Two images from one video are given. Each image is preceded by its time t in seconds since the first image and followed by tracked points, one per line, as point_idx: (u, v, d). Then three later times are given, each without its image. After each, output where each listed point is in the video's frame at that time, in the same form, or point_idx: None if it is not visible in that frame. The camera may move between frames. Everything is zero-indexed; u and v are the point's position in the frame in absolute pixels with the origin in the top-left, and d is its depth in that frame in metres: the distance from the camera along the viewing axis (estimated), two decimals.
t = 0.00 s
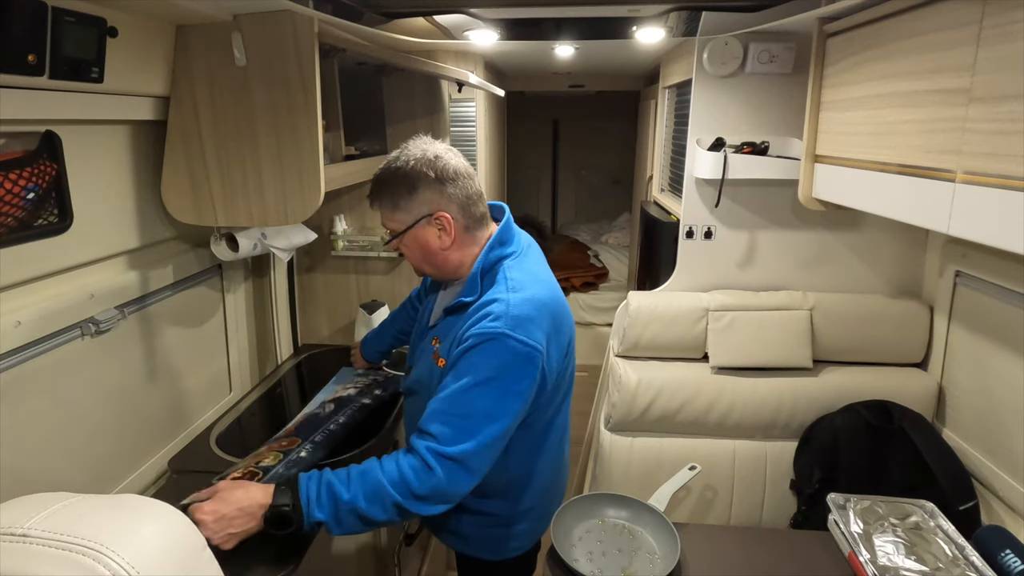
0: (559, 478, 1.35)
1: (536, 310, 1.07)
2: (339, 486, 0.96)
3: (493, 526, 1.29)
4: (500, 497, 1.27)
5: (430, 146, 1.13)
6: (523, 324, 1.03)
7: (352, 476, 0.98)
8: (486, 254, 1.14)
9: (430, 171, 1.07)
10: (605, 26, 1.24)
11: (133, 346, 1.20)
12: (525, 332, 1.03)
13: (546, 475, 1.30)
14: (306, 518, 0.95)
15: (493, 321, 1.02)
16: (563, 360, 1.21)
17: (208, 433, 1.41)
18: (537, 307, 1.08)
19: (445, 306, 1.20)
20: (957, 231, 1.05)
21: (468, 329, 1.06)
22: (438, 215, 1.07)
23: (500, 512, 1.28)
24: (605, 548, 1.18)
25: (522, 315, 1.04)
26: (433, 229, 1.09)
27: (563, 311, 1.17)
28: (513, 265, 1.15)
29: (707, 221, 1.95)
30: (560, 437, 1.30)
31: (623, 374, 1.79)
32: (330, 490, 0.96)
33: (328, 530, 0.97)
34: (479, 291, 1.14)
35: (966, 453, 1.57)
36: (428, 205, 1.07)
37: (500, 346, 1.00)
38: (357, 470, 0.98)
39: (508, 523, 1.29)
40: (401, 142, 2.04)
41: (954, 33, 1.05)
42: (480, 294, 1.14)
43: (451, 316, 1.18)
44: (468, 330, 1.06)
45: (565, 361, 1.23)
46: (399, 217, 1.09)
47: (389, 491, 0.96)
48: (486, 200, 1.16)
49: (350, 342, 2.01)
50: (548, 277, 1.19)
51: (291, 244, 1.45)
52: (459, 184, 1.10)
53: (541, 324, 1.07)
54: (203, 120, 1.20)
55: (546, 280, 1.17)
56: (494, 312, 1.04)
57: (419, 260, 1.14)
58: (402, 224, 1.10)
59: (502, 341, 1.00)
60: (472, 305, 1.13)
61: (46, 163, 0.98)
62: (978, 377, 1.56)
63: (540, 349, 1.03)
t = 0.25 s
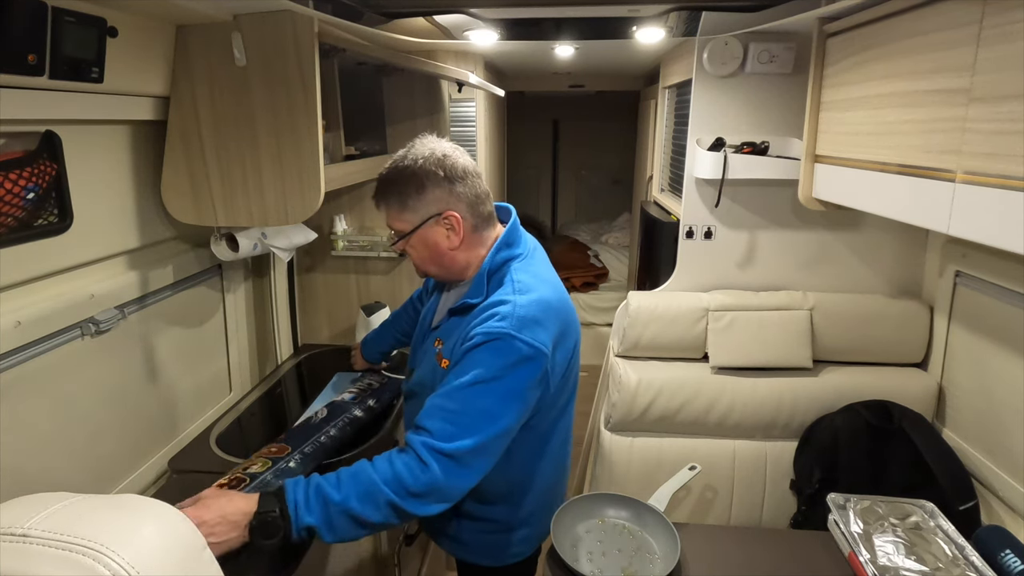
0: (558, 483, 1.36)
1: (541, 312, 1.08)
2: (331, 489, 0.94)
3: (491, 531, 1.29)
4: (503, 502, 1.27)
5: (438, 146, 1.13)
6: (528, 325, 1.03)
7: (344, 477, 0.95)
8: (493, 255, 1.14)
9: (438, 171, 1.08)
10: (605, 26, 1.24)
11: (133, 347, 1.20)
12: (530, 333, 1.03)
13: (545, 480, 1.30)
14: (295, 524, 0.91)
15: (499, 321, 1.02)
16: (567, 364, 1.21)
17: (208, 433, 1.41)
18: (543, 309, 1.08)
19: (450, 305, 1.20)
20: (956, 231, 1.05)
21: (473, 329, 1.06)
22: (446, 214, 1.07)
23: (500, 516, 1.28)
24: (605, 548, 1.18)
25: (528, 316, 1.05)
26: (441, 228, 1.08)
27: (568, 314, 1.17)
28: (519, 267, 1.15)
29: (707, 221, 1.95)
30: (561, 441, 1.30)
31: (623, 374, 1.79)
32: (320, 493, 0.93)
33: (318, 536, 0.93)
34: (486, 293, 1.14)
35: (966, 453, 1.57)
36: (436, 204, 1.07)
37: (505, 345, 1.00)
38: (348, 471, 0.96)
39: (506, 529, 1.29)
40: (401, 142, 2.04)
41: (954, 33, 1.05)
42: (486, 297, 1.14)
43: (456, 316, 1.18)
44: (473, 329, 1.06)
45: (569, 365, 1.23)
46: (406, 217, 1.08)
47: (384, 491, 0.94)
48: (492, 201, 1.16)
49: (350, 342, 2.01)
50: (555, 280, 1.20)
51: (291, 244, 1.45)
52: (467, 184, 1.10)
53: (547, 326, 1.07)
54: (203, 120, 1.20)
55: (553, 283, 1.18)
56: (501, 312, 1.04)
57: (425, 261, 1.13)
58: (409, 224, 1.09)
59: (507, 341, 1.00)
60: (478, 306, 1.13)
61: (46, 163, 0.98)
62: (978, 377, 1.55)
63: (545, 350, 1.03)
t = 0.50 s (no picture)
0: (561, 484, 1.36)
1: (543, 314, 1.08)
2: (332, 503, 0.93)
3: (496, 535, 1.29)
4: (506, 506, 1.27)
5: (443, 145, 1.13)
6: (530, 328, 1.03)
7: (345, 489, 0.94)
8: (496, 256, 1.15)
9: (444, 170, 1.07)
10: (605, 26, 1.24)
11: (133, 346, 1.20)
12: (532, 336, 1.03)
13: (548, 482, 1.30)
14: (299, 543, 0.90)
15: (502, 324, 1.02)
16: (570, 366, 1.21)
17: (208, 433, 1.41)
18: (545, 311, 1.08)
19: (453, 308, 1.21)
20: (956, 231, 1.05)
21: (475, 333, 1.06)
22: (452, 214, 1.06)
23: (504, 520, 1.28)
24: (606, 549, 1.18)
25: (530, 318, 1.05)
26: (447, 228, 1.08)
27: (571, 316, 1.17)
28: (522, 269, 1.15)
29: (707, 221, 1.95)
30: (565, 444, 1.30)
31: (623, 374, 1.79)
32: (322, 509, 0.92)
33: (324, 552, 0.93)
34: (487, 295, 1.14)
35: (966, 453, 1.57)
36: (442, 204, 1.07)
37: (508, 349, 1.00)
38: (349, 484, 0.95)
39: (511, 533, 1.29)
40: (401, 142, 2.04)
41: (955, 33, 1.05)
42: (488, 298, 1.14)
43: (457, 320, 1.18)
44: (475, 333, 1.06)
45: (573, 367, 1.23)
46: (410, 215, 1.08)
47: (387, 501, 0.94)
48: (496, 201, 1.16)
49: (350, 342, 2.01)
50: (557, 281, 1.20)
51: (291, 244, 1.45)
52: (472, 183, 1.10)
53: (549, 329, 1.07)
54: (203, 120, 1.20)
55: (555, 284, 1.18)
56: (503, 315, 1.04)
57: (429, 260, 1.13)
58: (413, 223, 1.08)
59: (510, 345, 1.00)
60: (480, 309, 1.13)
61: (46, 163, 0.98)
62: (978, 377, 1.55)
63: (548, 353, 1.03)
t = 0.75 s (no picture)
0: (563, 485, 1.36)
1: (546, 316, 1.08)
2: (334, 512, 0.92)
3: (497, 536, 1.29)
4: (508, 507, 1.27)
5: (443, 149, 1.12)
6: (533, 331, 1.04)
7: (346, 496, 0.94)
8: (498, 259, 1.15)
9: (444, 175, 1.07)
10: (605, 26, 1.24)
11: (133, 346, 1.20)
12: (535, 338, 1.03)
13: (550, 484, 1.30)
14: (299, 555, 0.89)
15: (504, 328, 1.02)
16: (572, 367, 1.21)
17: (207, 433, 1.41)
18: (547, 314, 1.09)
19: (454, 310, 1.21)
20: (956, 231, 1.05)
21: (477, 336, 1.06)
22: (451, 219, 1.06)
23: (507, 521, 1.28)
24: (606, 549, 1.18)
25: (532, 321, 1.05)
26: (446, 233, 1.08)
27: (573, 317, 1.17)
28: (523, 271, 1.15)
29: (707, 221, 1.95)
30: (566, 445, 1.31)
31: (623, 374, 1.79)
32: (323, 519, 0.91)
33: (327, 564, 0.91)
34: (489, 299, 1.14)
35: (966, 453, 1.57)
36: (441, 209, 1.07)
37: (510, 352, 1.00)
38: (351, 491, 0.94)
39: (512, 534, 1.29)
40: (402, 142, 2.04)
41: (955, 32, 1.05)
42: (489, 302, 1.14)
43: (457, 321, 1.18)
44: (477, 336, 1.06)
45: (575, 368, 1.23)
46: (410, 220, 1.08)
47: (389, 506, 0.93)
48: (497, 206, 1.16)
49: (350, 342, 2.01)
50: (558, 282, 1.20)
51: (291, 244, 1.45)
52: (473, 188, 1.10)
53: (551, 331, 1.07)
54: (203, 120, 1.20)
55: (557, 286, 1.18)
56: (505, 319, 1.04)
57: (428, 264, 1.13)
58: (412, 228, 1.08)
59: (512, 348, 1.00)
60: (482, 312, 1.13)
61: (46, 163, 0.98)
62: (978, 377, 1.55)
63: (551, 356, 1.03)
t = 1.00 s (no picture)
0: (564, 486, 1.36)
1: (552, 314, 1.08)
2: (344, 482, 0.92)
3: (499, 536, 1.29)
4: (511, 508, 1.27)
5: (447, 147, 1.13)
6: (540, 327, 1.04)
7: (357, 470, 0.94)
8: (502, 257, 1.15)
9: (451, 173, 1.07)
10: (605, 26, 1.24)
11: (133, 346, 1.20)
12: (542, 335, 1.03)
13: (553, 484, 1.30)
14: (301, 512, 0.90)
15: (512, 323, 1.03)
16: (576, 367, 1.21)
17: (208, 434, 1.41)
18: (554, 312, 1.09)
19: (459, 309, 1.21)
20: (956, 231, 1.05)
21: (485, 333, 1.06)
22: (458, 216, 1.07)
23: (510, 521, 1.28)
24: (606, 549, 1.18)
25: (540, 318, 1.05)
26: (453, 230, 1.08)
27: (578, 319, 1.17)
28: (527, 270, 1.15)
29: (707, 221, 1.95)
30: (569, 445, 1.31)
31: (623, 374, 1.79)
32: (332, 485, 0.92)
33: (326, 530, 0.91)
34: (494, 297, 1.13)
35: (966, 453, 1.57)
36: (448, 205, 1.07)
37: (519, 348, 1.00)
38: (361, 465, 0.95)
39: (513, 534, 1.29)
40: (402, 142, 2.04)
41: (955, 32, 1.05)
42: (495, 301, 1.13)
43: (463, 319, 1.18)
44: (485, 333, 1.06)
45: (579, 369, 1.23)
46: (417, 218, 1.07)
47: (396, 489, 0.93)
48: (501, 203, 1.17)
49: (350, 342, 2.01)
50: (560, 282, 1.19)
51: (291, 244, 1.45)
52: (479, 185, 1.10)
53: (559, 329, 1.08)
54: (203, 120, 1.20)
55: (560, 283, 1.18)
56: (513, 315, 1.05)
57: (433, 263, 1.12)
58: (419, 226, 1.08)
59: (521, 344, 1.00)
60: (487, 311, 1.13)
61: (47, 163, 0.98)
62: (978, 377, 1.55)
63: (558, 352, 1.03)
